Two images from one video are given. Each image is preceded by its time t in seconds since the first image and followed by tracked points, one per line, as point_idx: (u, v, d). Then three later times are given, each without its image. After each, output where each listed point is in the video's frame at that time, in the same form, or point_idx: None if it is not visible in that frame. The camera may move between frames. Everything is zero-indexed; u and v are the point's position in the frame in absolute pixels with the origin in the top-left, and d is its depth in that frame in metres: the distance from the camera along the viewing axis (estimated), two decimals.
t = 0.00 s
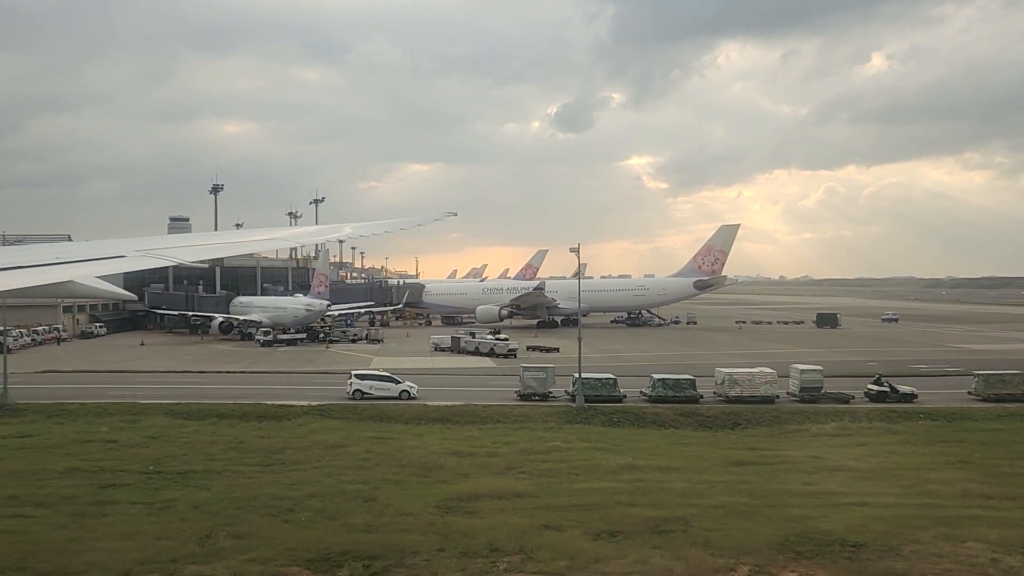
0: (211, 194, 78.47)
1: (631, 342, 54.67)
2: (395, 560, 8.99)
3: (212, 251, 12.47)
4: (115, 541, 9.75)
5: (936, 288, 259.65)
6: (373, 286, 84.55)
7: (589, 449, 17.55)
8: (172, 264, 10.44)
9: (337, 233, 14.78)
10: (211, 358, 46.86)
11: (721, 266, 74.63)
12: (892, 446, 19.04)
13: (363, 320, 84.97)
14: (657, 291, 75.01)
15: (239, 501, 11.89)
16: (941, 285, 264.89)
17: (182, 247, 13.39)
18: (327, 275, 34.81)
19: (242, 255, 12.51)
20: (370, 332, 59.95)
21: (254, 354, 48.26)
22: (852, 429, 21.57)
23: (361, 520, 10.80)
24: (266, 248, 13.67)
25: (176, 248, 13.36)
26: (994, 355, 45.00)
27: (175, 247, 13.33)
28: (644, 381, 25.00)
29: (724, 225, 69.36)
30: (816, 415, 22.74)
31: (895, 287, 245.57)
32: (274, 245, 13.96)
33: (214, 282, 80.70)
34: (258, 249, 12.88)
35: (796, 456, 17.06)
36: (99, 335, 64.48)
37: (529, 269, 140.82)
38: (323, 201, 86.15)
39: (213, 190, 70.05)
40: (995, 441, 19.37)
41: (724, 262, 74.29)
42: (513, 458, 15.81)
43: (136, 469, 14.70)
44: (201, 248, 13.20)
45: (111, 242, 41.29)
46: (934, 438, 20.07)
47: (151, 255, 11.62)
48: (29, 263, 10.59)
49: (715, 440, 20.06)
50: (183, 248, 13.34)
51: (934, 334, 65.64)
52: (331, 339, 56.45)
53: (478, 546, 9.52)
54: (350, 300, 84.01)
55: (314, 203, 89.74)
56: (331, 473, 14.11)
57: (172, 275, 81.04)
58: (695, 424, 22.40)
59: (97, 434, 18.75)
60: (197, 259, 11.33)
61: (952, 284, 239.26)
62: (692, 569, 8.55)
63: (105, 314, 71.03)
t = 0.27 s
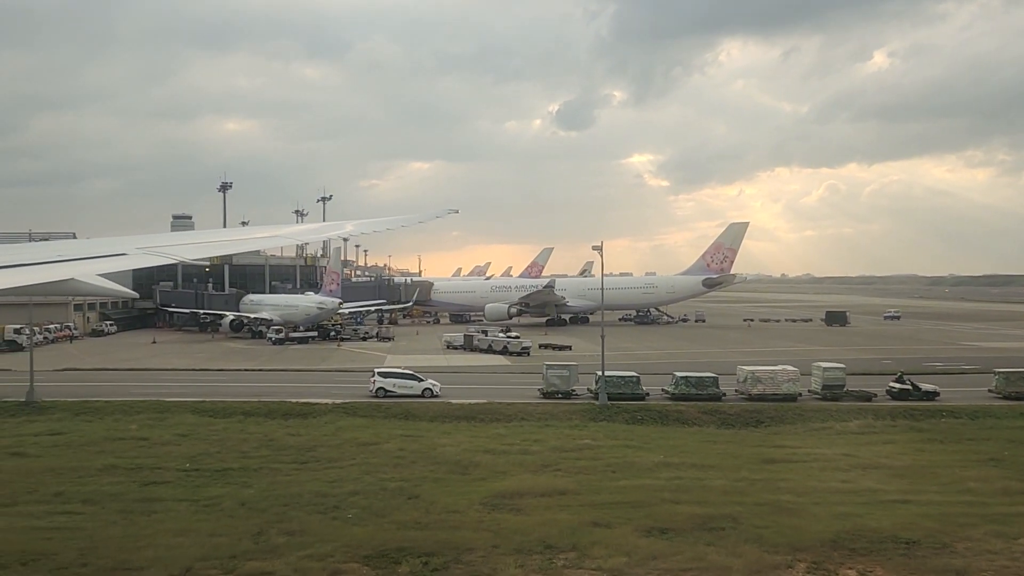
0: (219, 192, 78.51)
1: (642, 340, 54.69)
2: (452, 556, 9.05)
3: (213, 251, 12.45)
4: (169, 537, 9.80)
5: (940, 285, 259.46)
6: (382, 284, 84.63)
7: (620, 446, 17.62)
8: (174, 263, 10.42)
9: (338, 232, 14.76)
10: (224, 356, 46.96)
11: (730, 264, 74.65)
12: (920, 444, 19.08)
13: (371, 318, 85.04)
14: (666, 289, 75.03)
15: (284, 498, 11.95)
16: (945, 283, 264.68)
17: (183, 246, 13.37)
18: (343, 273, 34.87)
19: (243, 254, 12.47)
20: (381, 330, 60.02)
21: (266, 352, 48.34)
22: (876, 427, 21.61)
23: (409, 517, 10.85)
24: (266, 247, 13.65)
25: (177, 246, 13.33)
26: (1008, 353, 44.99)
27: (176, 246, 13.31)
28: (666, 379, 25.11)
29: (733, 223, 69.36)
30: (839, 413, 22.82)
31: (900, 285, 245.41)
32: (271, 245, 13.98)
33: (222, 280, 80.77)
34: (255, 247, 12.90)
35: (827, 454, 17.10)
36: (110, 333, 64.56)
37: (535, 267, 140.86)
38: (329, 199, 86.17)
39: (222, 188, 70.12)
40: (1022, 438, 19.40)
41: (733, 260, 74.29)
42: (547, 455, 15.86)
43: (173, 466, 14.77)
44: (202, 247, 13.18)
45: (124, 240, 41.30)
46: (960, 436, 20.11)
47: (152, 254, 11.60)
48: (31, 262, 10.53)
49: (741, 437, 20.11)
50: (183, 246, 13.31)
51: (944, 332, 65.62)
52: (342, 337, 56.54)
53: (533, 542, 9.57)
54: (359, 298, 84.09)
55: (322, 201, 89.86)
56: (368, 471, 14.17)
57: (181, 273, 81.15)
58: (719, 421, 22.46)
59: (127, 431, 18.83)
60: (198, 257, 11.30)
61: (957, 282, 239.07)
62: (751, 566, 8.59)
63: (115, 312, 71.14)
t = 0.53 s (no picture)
0: (229, 190, 78.62)
1: (653, 337, 54.68)
2: (509, 552, 9.11)
3: (214, 249, 12.42)
4: (225, 533, 9.86)
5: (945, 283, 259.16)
6: (390, 282, 84.68)
7: (651, 443, 17.66)
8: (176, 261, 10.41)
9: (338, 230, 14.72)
10: (237, 353, 47.02)
11: (739, 261, 74.60)
12: (948, 441, 19.10)
13: (380, 316, 85.08)
14: (676, 286, 74.98)
15: (330, 495, 12.04)
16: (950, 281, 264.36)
17: (184, 244, 13.33)
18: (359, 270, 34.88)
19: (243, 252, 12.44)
20: (391, 327, 60.07)
21: (279, 350, 48.38)
22: (901, 424, 21.63)
23: (456, 514, 10.91)
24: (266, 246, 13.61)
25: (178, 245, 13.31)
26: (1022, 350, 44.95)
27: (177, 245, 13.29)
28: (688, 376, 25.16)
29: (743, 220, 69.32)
30: (864, 410, 22.84)
31: (906, 282, 245.08)
32: (272, 244, 13.96)
33: (232, 278, 80.88)
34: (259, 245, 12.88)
35: (858, 451, 17.13)
36: (121, 330, 64.62)
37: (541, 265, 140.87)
38: (337, 196, 86.16)
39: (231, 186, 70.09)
40: None
41: (742, 257, 74.24)
42: (581, 453, 15.90)
43: (211, 463, 14.84)
44: (202, 246, 13.15)
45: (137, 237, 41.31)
46: (987, 433, 20.11)
47: (153, 252, 11.57)
48: (28, 260, 10.45)
49: (768, 434, 20.11)
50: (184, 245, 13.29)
51: (954, 329, 65.56)
52: (353, 335, 56.60)
53: (587, 538, 9.63)
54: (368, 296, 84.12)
55: (330, 198, 89.85)
56: (405, 468, 14.22)
57: (190, 270, 81.20)
58: (743, 418, 22.48)
59: (157, 428, 18.89)
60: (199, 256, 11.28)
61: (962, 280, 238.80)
62: (811, 562, 8.62)
63: (125, 310, 71.21)
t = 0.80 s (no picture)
0: (239, 188, 78.69)
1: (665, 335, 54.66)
2: (565, 550, 9.15)
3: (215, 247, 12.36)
4: (278, 529, 9.91)
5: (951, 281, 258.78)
6: (400, 279, 84.71)
7: (682, 441, 17.68)
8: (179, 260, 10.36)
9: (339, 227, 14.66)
10: (251, 350, 47.08)
11: (750, 259, 74.54)
12: (977, 439, 19.08)
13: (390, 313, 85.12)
14: (686, 284, 74.94)
15: (374, 492, 12.09)
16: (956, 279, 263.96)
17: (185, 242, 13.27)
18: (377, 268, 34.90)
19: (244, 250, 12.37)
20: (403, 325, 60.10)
21: (292, 348, 48.43)
22: (926, 422, 21.62)
23: (504, 511, 10.95)
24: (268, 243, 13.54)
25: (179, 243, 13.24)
26: None
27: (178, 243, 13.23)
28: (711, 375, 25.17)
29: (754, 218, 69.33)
30: (888, 408, 22.84)
31: (912, 280, 244.64)
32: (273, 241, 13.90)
33: (241, 275, 80.97)
34: (263, 243, 12.77)
35: (890, 449, 17.13)
36: (133, 328, 64.71)
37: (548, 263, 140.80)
38: (346, 194, 86.01)
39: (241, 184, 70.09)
40: None
41: (753, 254, 74.19)
42: (615, 450, 15.92)
43: (248, 460, 14.88)
44: (203, 243, 13.08)
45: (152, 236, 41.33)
46: (1014, 431, 20.09)
47: (155, 250, 11.52)
48: (43, 257, 10.44)
49: (794, 432, 20.13)
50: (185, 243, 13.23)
51: (966, 327, 65.48)
52: (366, 332, 56.66)
53: (641, 535, 9.66)
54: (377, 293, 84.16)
55: (339, 196, 89.86)
56: (442, 465, 14.25)
57: (201, 268, 81.30)
58: (768, 416, 22.49)
59: (188, 425, 18.95)
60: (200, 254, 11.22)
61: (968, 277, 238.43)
62: (870, 559, 8.64)
63: (137, 308, 71.32)
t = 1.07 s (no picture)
0: (251, 186, 78.79)
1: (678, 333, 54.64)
2: (624, 546, 9.19)
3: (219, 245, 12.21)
4: (334, 526, 9.96)
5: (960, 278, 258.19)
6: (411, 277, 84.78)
7: (714, 438, 17.69)
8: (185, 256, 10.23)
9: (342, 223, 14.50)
10: (267, 348, 47.16)
11: (761, 256, 74.50)
12: (1007, 436, 19.08)
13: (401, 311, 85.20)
14: (697, 282, 74.93)
15: (420, 489, 12.12)
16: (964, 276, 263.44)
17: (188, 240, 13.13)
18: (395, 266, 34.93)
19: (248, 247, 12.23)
20: (415, 323, 60.14)
21: (307, 345, 48.51)
22: (953, 419, 21.61)
23: (554, 508, 10.99)
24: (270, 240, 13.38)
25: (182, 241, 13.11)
26: None
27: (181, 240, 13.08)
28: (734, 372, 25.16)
29: (766, 215, 69.29)
30: (914, 406, 22.84)
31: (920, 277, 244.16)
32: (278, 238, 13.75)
33: (253, 273, 81.03)
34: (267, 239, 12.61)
35: (922, 446, 17.14)
36: (146, 326, 64.82)
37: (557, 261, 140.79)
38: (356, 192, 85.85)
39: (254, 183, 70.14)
40: None
41: (764, 252, 74.16)
42: (650, 447, 15.94)
43: (287, 457, 14.93)
44: (206, 241, 12.94)
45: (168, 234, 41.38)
46: None
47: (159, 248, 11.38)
48: (61, 254, 10.38)
49: (822, 429, 20.13)
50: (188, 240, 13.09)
51: (979, 324, 65.38)
52: (379, 330, 56.71)
53: (696, 532, 9.70)
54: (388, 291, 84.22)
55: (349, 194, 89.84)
56: (481, 462, 14.28)
57: (212, 266, 81.40)
58: (794, 414, 22.49)
59: (219, 423, 19.01)
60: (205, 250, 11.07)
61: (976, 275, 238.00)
62: (930, 556, 8.67)
63: (149, 306, 71.43)
